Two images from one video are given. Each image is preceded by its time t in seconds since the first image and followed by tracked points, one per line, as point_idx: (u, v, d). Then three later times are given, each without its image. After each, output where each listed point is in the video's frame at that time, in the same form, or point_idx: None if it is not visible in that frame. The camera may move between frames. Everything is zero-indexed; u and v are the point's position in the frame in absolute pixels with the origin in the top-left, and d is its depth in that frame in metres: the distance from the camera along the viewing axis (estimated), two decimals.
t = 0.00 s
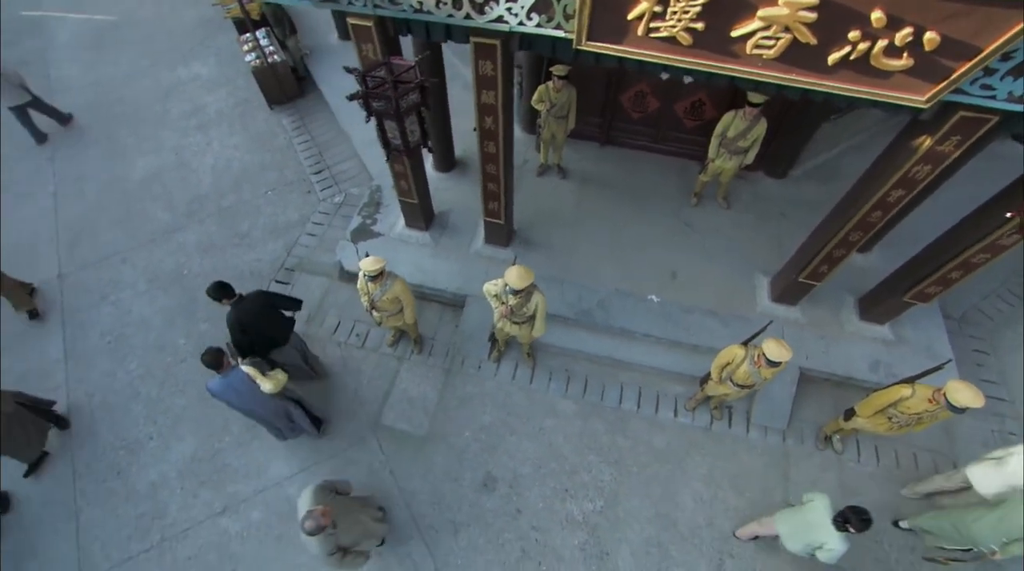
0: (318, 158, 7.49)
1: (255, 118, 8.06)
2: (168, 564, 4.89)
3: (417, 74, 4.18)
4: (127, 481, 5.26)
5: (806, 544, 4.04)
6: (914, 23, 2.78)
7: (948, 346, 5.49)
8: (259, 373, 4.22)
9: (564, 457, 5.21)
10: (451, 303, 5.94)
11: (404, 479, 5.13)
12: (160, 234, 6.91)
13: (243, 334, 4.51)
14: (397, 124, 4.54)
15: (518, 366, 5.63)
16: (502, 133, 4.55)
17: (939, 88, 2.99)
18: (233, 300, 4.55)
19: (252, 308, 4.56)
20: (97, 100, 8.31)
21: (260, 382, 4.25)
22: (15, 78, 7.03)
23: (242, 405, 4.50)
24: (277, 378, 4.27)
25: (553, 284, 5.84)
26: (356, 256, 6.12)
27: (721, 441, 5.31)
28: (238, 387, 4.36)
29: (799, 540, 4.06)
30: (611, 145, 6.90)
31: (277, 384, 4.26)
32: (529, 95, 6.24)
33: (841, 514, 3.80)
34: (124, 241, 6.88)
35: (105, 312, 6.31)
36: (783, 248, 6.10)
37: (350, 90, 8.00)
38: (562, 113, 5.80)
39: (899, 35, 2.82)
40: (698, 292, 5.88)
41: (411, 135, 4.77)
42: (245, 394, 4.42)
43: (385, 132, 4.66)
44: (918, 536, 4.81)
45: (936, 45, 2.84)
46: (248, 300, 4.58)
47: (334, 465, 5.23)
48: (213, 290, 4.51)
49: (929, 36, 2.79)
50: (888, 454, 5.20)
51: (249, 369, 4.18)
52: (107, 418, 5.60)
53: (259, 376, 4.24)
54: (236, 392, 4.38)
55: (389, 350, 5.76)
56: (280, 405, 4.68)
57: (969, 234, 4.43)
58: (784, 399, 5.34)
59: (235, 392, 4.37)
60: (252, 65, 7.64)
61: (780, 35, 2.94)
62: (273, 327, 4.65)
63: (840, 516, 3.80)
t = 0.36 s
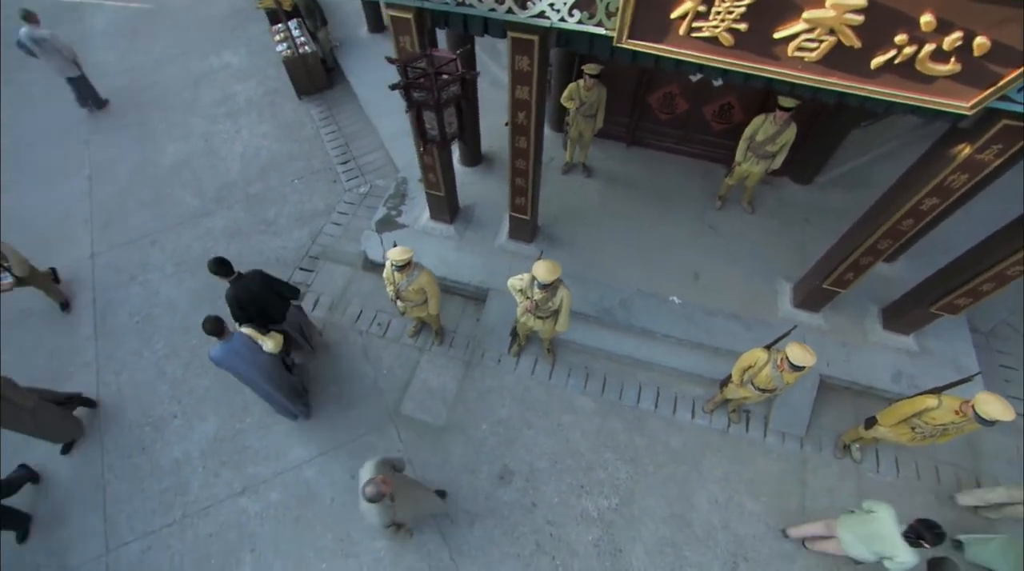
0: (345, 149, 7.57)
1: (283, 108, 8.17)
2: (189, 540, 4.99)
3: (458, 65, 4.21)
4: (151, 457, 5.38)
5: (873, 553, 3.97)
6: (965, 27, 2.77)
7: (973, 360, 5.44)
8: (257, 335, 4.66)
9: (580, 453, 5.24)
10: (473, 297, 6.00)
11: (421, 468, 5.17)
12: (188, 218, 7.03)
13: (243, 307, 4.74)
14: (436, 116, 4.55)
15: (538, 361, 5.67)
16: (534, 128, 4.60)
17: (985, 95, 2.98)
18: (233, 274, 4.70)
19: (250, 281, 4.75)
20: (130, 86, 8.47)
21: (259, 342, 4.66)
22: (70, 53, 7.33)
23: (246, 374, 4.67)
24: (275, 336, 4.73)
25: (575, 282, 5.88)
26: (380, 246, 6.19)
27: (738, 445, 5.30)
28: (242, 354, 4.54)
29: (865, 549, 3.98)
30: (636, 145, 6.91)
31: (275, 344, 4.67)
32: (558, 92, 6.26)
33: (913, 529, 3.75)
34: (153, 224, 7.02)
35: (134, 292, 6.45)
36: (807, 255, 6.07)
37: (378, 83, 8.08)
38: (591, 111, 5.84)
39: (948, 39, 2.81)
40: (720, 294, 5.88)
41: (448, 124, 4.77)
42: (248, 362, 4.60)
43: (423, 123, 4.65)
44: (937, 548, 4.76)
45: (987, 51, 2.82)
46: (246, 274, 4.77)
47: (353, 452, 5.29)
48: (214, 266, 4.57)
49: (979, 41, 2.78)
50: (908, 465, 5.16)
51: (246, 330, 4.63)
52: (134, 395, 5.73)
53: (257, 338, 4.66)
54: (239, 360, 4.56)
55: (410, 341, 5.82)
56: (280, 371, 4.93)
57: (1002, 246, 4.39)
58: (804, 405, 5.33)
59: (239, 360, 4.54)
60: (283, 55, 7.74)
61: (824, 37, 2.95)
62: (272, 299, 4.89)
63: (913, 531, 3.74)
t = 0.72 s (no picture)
0: (373, 140, 7.64)
1: (314, 98, 8.27)
2: (211, 516, 5.09)
3: (501, 59, 4.36)
4: (176, 434, 5.50)
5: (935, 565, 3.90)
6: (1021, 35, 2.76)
7: (1002, 377, 5.38)
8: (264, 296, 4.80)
9: (598, 451, 5.26)
10: (496, 291, 6.04)
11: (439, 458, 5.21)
12: (218, 202, 7.15)
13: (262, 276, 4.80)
14: (476, 108, 4.71)
15: (558, 357, 5.70)
16: (568, 125, 4.63)
17: None
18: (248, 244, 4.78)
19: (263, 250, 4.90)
20: (166, 71, 8.63)
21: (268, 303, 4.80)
22: (120, 32, 7.52)
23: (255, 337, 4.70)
24: (283, 299, 4.92)
25: (599, 281, 5.92)
26: (406, 237, 6.25)
27: (756, 450, 5.29)
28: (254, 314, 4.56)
29: (928, 560, 3.92)
30: (663, 147, 6.91)
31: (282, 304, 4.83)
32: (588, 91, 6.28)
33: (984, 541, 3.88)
34: (183, 207, 7.16)
35: (164, 272, 6.59)
36: (833, 263, 6.02)
37: (408, 76, 8.14)
38: (621, 112, 5.86)
39: (1002, 47, 2.80)
40: (744, 299, 5.86)
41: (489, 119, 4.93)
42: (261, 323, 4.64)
43: (463, 117, 4.82)
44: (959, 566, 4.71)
45: None
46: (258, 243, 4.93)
47: (372, 439, 5.34)
48: (229, 237, 4.70)
49: None
50: (929, 479, 5.11)
51: (258, 288, 4.77)
52: (162, 373, 5.87)
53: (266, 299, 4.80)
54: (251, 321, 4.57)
55: (432, 332, 5.87)
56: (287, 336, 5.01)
57: None
58: (825, 414, 5.29)
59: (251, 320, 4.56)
60: (316, 46, 7.81)
61: (873, 41, 2.97)
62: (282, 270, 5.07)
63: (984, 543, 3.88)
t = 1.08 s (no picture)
0: (401, 132, 7.71)
1: (344, 88, 8.35)
2: (232, 495, 5.18)
3: (543, 52, 4.32)
4: (200, 413, 5.60)
5: None
6: None
7: None
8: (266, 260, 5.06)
9: (616, 450, 5.27)
10: (520, 286, 6.08)
11: (457, 449, 5.25)
12: (247, 188, 7.26)
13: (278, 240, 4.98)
14: (517, 100, 4.71)
15: (579, 354, 5.73)
16: (602, 123, 4.64)
17: None
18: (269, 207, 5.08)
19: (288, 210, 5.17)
20: (200, 58, 8.77)
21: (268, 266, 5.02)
22: (164, 9, 7.89)
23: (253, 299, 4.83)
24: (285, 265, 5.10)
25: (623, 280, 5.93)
26: (432, 229, 6.29)
27: (775, 456, 5.26)
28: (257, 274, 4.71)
29: None
30: (691, 150, 6.89)
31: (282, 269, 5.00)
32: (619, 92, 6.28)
33: None
34: (213, 191, 7.28)
35: (193, 254, 6.71)
36: (860, 273, 5.97)
37: (438, 70, 8.19)
38: (652, 113, 5.86)
39: None
40: (768, 304, 5.83)
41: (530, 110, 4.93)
42: (264, 284, 4.77)
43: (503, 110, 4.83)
44: None
45: None
46: (281, 205, 5.20)
47: (391, 427, 5.38)
48: (252, 201, 4.91)
49: None
50: (951, 494, 5.06)
51: (258, 254, 4.97)
52: (189, 352, 5.98)
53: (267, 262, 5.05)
54: (254, 282, 4.70)
55: (454, 324, 5.91)
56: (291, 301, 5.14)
57: None
58: (846, 424, 5.25)
59: (255, 282, 4.70)
60: (348, 37, 7.87)
61: (925, 46, 2.95)
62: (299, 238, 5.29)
63: None
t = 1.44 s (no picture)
0: (430, 125, 7.76)
1: (374, 80, 8.41)
2: (254, 474, 5.26)
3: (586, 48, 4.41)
4: (224, 393, 5.69)
5: None
6: None
7: None
8: (272, 224, 5.34)
9: (634, 450, 5.28)
10: (544, 282, 6.10)
11: (476, 441, 5.28)
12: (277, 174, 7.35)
13: (287, 209, 5.16)
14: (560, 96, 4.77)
15: (600, 353, 5.75)
16: (637, 122, 4.64)
17: None
18: (292, 181, 5.05)
19: (311, 189, 5.14)
20: (233, 44, 8.89)
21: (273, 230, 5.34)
22: None
23: (254, 260, 5.12)
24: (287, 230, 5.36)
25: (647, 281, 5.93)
26: (459, 221, 6.33)
27: (795, 464, 5.22)
28: (261, 239, 4.98)
29: None
30: (719, 155, 6.86)
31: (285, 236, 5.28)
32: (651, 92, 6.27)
33: None
34: (243, 176, 7.38)
35: (222, 237, 6.82)
36: (888, 284, 5.89)
37: (469, 65, 8.22)
38: (684, 114, 5.83)
39: None
40: (793, 311, 5.79)
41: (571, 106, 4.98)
42: (266, 249, 5.04)
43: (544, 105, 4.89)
44: None
45: None
46: (305, 180, 5.15)
47: (411, 416, 5.42)
48: (272, 172, 4.88)
49: None
50: (975, 511, 4.99)
51: (263, 218, 5.25)
52: (215, 332, 6.09)
53: (273, 226, 5.38)
54: (257, 246, 4.99)
55: (477, 316, 5.95)
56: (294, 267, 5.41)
57: None
58: (869, 435, 5.20)
59: (258, 246, 4.98)
60: (381, 29, 7.95)
61: (982, 51, 2.90)
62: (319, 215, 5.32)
63: None
